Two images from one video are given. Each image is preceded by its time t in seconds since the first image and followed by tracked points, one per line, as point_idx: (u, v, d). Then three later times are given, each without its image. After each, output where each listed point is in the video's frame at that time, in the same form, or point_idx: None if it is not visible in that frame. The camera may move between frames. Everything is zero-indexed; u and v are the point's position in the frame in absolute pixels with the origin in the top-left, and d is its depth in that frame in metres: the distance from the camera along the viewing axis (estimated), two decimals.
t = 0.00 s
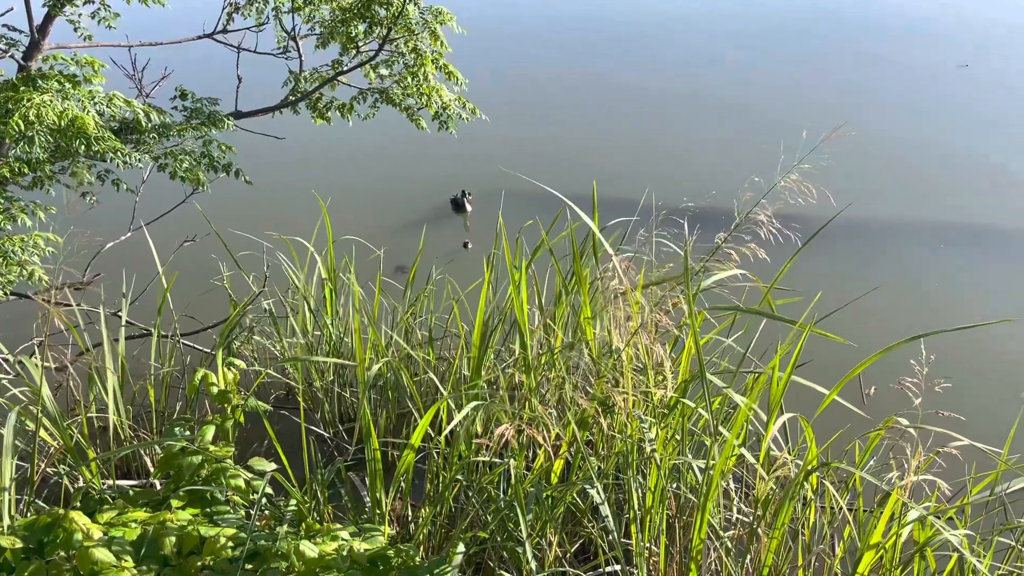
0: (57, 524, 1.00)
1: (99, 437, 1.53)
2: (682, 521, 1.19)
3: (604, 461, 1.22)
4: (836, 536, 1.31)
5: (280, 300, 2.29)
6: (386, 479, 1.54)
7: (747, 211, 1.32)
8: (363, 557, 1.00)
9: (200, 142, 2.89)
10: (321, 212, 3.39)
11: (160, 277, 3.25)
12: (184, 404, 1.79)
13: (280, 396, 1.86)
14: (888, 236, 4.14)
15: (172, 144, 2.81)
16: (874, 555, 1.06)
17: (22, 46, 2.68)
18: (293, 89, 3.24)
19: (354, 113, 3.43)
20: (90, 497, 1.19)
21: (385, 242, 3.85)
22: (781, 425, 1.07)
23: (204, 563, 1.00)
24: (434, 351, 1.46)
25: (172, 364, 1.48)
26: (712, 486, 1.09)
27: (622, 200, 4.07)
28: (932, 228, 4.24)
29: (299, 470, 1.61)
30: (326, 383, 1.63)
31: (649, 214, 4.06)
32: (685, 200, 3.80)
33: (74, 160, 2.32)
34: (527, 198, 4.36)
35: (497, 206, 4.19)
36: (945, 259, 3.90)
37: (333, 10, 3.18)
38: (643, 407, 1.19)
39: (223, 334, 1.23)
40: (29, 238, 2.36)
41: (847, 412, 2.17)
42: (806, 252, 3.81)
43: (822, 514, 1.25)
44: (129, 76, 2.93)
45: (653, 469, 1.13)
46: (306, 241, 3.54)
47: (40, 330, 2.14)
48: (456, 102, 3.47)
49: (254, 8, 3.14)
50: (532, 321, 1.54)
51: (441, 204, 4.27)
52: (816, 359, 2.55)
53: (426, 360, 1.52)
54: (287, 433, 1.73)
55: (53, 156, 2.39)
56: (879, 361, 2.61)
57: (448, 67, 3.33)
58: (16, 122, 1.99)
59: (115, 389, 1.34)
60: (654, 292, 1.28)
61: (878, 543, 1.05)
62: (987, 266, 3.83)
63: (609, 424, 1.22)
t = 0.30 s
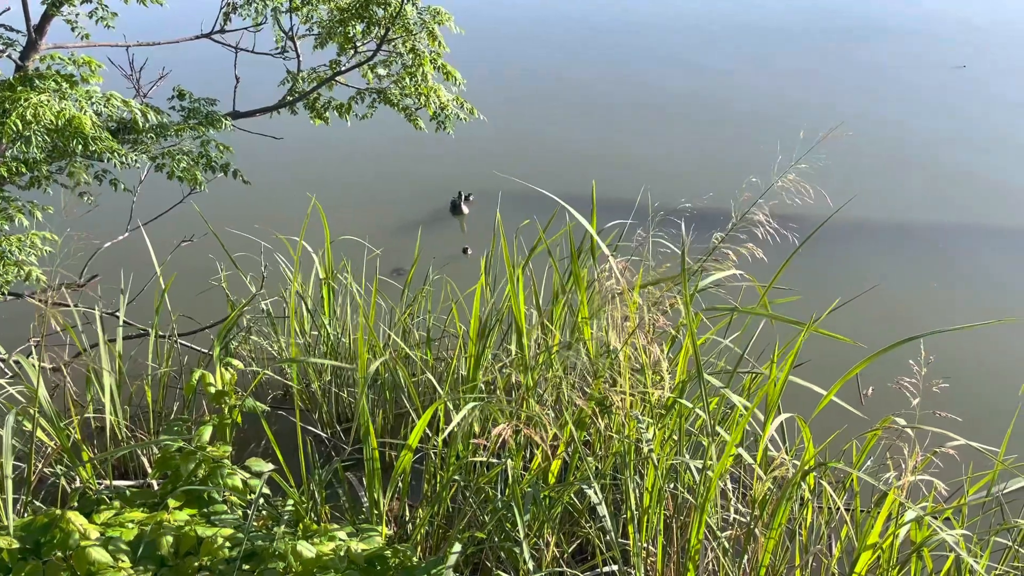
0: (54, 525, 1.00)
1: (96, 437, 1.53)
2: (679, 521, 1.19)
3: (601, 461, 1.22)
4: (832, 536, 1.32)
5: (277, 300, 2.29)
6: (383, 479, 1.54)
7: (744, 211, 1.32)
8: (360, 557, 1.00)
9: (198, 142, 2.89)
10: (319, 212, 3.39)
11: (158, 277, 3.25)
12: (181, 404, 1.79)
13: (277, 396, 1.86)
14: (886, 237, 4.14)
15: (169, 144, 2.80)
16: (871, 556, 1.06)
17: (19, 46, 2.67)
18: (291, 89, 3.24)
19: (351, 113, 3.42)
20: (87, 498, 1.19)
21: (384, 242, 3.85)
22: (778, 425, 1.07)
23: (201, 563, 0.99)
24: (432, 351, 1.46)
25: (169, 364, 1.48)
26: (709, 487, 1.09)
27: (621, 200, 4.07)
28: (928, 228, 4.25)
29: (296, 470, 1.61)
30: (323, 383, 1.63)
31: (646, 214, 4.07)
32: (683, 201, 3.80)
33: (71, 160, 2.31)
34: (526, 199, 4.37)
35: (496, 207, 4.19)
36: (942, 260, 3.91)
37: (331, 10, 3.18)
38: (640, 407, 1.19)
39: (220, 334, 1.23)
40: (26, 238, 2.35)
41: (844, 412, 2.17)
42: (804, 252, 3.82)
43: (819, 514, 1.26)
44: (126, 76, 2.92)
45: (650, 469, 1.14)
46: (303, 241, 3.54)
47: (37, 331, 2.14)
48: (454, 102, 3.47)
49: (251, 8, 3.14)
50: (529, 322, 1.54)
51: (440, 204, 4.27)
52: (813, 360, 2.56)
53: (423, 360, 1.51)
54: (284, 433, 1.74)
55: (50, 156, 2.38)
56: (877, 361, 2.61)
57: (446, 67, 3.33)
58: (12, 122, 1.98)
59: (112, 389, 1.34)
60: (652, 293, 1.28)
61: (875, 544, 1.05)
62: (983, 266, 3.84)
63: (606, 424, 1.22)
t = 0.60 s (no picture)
0: (51, 525, 1.00)
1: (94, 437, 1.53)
2: (677, 522, 1.19)
3: (598, 462, 1.22)
4: (830, 536, 1.32)
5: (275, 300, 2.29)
6: (381, 479, 1.55)
7: (741, 211, 1.31)
8: (357, 557, 1.00)
9: (196, 142, 2.89)
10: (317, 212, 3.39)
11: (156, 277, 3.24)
12: (179, 404, 1.79)
13: (275, 396, 1.86)
14: (883, 237, 4.15)
15: (167, 145, 2.80)
16: (868, 556, 1.06)
17: (17, 45, 2.67)
18: (289, 89, 3.24)
19: (349, 113, 3.42)
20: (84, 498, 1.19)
21: (382, 242, 3.85)
22: (776, 426, 1.06)
23: (198, 564, 0.99)
24: (429, 351, 1.46)
25: (166, 364, 1.47)
26: (706, 487, 1.10)
27: (619, 201, 4.07)
28: (925, 229, 4.26)
29: (293, 470, 1.61)
30: (321, 383, 1.62)
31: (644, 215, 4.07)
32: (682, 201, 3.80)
33: (69, 160, 2.31)
34: (523, 199, 4.37)
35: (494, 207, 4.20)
36: (939, 260, 3.92)
37: (328, 10, 3.18)
38: (638, 408, 1.19)
39: (218, 334, 1.23)
40: (23, 238, 2.35)
41: (841, 412, 2.18)
42: (803, 253, 3.82)
43: (816, 514, 1.26)
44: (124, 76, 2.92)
45: (647, 469, 1.14)
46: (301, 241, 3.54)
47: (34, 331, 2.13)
48: (452, 102, 3.47)
49: (249, 8, 3.14)
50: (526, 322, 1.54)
51: (438, 205, 4.27)
52: (810, 360, 2.56)
53: (421, 361, 1.52)
54: (282, 433, 1.73)
55: (47, 156, 2.38)
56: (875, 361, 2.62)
57: (443, 67, 3.33)
58: (9, 122, 1.98)
59: (109, 389, 1.33)
60: (649, 293, 1.28)
61: (871, 544, 1.05)
62: (980, 267, 3.85)
63: (603, 425, 1.22)
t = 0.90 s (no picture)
0: (48, 526, 1.00)
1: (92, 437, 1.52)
2: (675, 522, 1.19)
3: (597, 462, 1.22)
4: (829, 536, 1.32)
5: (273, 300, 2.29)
6: (379, 479, 1.55)
7: (739, 211, 1.31)
8: (355, 558, 1.00)
9: (194, 142, 2.88)
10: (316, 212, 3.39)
11: (154, 277, 3.24)
12: (176, 404, 1.78)
13: (274, 396, 1.86)
14: (881, 237, 4.16)
15: (165, 145, 2.80)
16: (866, 556, 1.06)
17: (14, 45, 2.66)
18: (288, 89, 3.23)
19: (348, 113, 3.42)
20: (82, 498, 1.18)
21: (381, 242, 3.85)
22: (774, 426, 1.06)
23: (196, 564, 0.99)
24: (428, 351, 1.45)
25: (164, 364, 1.47)
26: (705, 488, 1.10)
27: (618, 201, 4.07)
28: (922, 228, 4.27)
29: (291, 470, 1.61)
30: (319, 383, 1.62)
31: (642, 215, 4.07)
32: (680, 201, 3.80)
33: (66, 159, 2.30)
34: (523, 199, 4.37)
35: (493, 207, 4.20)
36: (937, 259, 3.93)
37: (326, 10, 3.18)
38: (636, 408, 1.19)
39: (216, 334, 1.22)
40: (21, 238, 2.35)
41: (840, 412, 2.18)
42: (802, 253, 3.81)
43: (815, 515, 1.26)
44: (122, 76, 2.92)
45: (645, 469, 1.14)
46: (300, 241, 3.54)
47: (33, 331, 2.13)
48: (450, 102, 3.47)
49: (247, 7, 3.13)
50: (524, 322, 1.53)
51: (437, 204, 4.28)
52: (809, 360, 2.56)
53: (419, 360, 1.51)
54: (281, 433, 1.73)
55: (45, 156, 2.38)
56: (873, 362, 2.62)
57: (442, 67, 3.33)
58: (7, 122, 1.97)
59: (107, 389, 1.33)
60: (647, 293, 1.28)
61: (870, 544, 1.05)
62: (978, 267, 3.86)
63: (602, 425, 1.22)
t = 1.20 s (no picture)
0: (46, 526, 0.99)
1: (90, 437, 1.52)
2: (673, 523, 1.19)
3: (595, 462, 1.22)
4: (827, 537, 1.32)
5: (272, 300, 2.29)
6: (377, 479, 1.55)
7: (738, 212, 1.31)
8: (353, 558, 1.00)
9: (192, 142, 2.88)
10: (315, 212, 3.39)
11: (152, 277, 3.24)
12: (174, 405, 1.78)
13: (272, 397, 1.86)
14: (879, 237, 4.17)
15: (163, 145, 2.80)
16: (865, 557, 1.07)
17: (13, 45, 2.66)
18: (286, 89, 3.23)
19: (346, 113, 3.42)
20: (80, 498, 1.18)
21: (380, 242, 3.85)
22: (772, 426, 1.06)
23: (194, 565, 0.99)
24: (426, 352, 1.45)
25: (162, 364, 1.47)
26: (704, 489, 1.10)
27: (616, 201, 4.07)
28: (920, 228, 4.28)
29: (289, 470, 1.61)
30: (317, 384, 1.62)
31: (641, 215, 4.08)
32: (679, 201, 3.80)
33: (65, 160, 2.30)
34: (522, 199, 4.38)
35: (492, 207, 4.20)
36: (934, 259, 3.94)
37: (325, 10, 3.18)
38: (635, 408, 1.19)
39: (215, 334, 1.22)
40: (19, 238, 2.34)
41: (839, 413, 2.18)
42: (800, 253, 3.82)
43: (813, 516, 1.26)
44: (120, 76, 2.91)
45: (643, 469, 1.14)
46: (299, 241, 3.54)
47: (31, 332, 2.13)
48: (449, 103, 3.47)
49: (245, 7, 3.13)
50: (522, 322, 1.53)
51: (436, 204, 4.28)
52: (808, 361, 2.56)
53: (418, 361, 1.51)
54: (278, 434, 1.73)
55: (43, 156, 2.37)
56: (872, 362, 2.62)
57: (441, 67, 3.33)
58: (5, 122, 1.97)
59: (104, 389, 1.33)
60: (646, 293, 1.28)
61: (869, 545, 1.06)
62: (976, 266, 3.87)
63: (601, 425, 1.22)
